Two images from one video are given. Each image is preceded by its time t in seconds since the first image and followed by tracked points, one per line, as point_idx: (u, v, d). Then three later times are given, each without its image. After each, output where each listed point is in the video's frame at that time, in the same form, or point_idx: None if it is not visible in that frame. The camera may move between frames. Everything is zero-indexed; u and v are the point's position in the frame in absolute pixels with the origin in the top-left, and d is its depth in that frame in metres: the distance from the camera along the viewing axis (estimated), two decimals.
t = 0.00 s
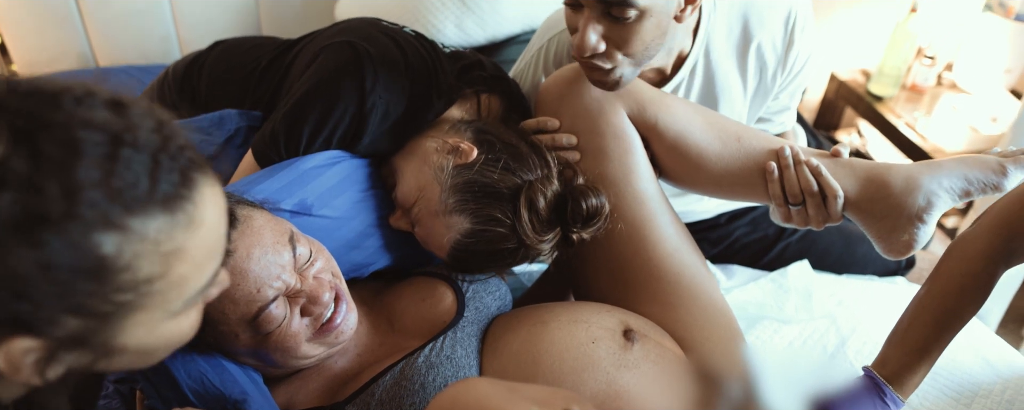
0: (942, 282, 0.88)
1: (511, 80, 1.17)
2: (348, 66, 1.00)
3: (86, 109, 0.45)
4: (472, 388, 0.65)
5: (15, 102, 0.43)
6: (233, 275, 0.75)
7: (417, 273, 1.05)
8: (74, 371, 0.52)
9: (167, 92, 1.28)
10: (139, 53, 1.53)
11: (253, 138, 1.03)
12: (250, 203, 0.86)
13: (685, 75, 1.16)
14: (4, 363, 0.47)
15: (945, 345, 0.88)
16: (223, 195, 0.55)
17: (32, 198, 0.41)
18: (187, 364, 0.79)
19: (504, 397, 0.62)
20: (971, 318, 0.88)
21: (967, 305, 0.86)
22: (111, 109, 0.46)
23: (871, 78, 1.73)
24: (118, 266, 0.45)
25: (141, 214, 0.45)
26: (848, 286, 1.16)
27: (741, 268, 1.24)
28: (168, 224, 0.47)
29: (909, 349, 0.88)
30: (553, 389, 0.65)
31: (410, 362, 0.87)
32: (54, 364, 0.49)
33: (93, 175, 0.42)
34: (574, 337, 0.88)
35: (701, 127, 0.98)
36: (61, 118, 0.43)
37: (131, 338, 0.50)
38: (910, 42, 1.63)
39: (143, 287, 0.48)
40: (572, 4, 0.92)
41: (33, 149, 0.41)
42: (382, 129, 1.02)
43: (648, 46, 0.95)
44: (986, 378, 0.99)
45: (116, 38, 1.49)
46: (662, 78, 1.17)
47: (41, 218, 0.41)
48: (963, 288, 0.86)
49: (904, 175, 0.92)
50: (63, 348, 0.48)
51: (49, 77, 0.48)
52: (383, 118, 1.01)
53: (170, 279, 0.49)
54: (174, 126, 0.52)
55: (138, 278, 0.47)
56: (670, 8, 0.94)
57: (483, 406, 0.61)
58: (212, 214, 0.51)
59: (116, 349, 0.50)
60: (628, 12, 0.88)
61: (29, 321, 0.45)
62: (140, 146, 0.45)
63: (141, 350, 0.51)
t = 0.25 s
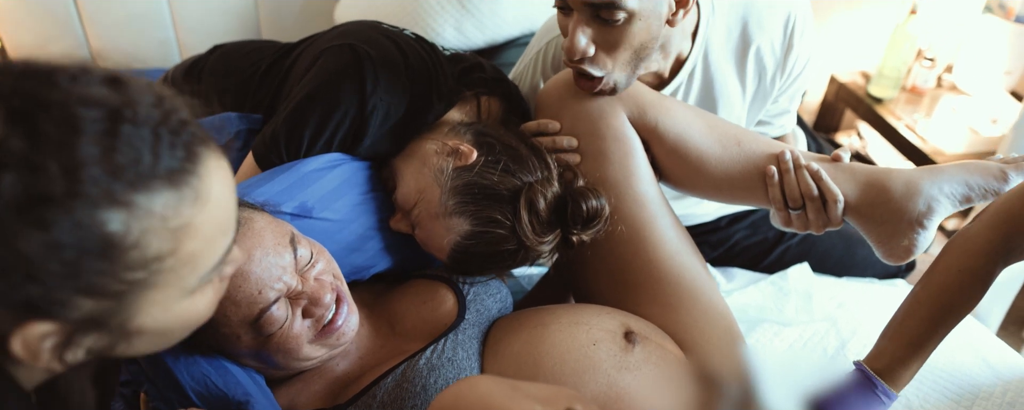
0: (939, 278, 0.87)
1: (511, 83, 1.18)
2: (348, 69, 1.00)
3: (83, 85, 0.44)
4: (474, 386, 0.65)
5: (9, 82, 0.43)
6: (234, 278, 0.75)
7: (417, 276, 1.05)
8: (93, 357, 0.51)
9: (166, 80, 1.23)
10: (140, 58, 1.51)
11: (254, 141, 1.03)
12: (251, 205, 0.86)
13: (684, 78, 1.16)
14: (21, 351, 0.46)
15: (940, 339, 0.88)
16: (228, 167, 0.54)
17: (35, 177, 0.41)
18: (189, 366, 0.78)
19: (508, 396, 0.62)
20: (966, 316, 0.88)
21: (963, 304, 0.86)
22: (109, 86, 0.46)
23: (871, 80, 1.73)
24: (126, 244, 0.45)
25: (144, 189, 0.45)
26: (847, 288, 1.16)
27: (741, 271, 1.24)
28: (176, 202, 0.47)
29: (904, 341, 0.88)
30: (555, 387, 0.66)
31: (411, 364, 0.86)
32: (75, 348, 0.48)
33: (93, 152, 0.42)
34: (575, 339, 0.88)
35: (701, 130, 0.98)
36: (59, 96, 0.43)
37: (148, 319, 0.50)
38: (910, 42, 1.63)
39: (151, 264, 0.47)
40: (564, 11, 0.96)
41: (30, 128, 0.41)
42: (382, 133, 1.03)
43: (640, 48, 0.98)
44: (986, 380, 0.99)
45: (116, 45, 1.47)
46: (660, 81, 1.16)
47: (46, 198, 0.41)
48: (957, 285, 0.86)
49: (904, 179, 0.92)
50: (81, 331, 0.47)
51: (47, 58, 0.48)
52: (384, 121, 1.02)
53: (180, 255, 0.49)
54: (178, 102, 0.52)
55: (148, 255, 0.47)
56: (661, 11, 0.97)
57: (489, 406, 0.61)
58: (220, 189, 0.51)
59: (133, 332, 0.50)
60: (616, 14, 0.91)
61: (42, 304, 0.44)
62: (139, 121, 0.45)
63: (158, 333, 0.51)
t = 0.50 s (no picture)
0: (934, 276, 0.87)
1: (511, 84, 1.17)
2: (347, 70, 1.00)
3: (85, 88, 0.44)
4: (475, 391, 0.64)
5: (11, 83, 0.43)
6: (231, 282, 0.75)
7: (416, 278, 1.05)
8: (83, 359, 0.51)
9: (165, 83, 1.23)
10: (139, 59, 1.50)
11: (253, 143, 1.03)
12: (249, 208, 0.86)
13: (684, 80, 1.16)
14: (10, 352, 0.46)
15: (933, 336, 0.87)
16: (227, 173, 0.54)
17: (32, 178, 0.40)
18: (186, 369, 0.78)
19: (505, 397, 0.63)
20: (960, 314, 0.87)
21: (958, 303, 0.86)
22: (111, 89, 0.46)
23: (871, 81, 1.73)
24: (122, 248, 0.45)
25: (142, 193, 0.45)
26: (847, 290, 1.16)
27: (741, 273, 1.24)
28: (174, 205, 0.47)
29: (898, 335, 0.88)
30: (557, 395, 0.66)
31: (410, 367, 0.86)
32: (64, 352, 0.48)
33: (92, 154, 0.42)
34: (574, 342, 0.88)
35: (700, 132, 0.98)
36: (59, 98, 0.43)
37: (139, 324, 0.49)
38: (910, 43, 1.63)
39: (147, 268, 0.47)
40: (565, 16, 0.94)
41: (31, 127, 0.41)
42: (381, 135, 1.03)
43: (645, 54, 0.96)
44: (986, 382, 0.99)
45: (116, 46, 1.47)
46: (660, 83, 1.16)
47: (42, 198, 0.41)
48: (950, 283, 0.86)
49: (904, 181, 0.92)
50: (70, 335, 0.47)
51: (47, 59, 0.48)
52: (384, 122, 1.01)
53: (176, 261, 0.49)
54: (177, 107, 0.52)
55: (143, 259, 0.46)
56: (663, 15, 0.95)
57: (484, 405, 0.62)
58: (217, 194, 0.51)
59: (125, 336, 0.49)
60: (620, 21, 0.90)
61: (34, 305, 0.44)
62: (140, 125, 0.45)
63: (148, 339, 0.51)
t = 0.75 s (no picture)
0: (932, 274, 0.87)
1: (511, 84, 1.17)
2: (345, 71, 1.00)
3: (83, 89, 0.44)
4: (473, 390, 0.64)
5: (8, 81, 0.42)
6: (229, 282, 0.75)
7: (415, 278, 1.05)
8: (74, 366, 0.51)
9: (162, 85, 1.23)
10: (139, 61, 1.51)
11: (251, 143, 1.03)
12: (247, 209, 0.85)
13: (684, 81, 1.15)
14: None
15: (930, 332, 0.87)
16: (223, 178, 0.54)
17: (29, 177, 0.40)
18: (186, 370, 0.78)
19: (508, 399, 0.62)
20: (957, 311, 0.88)
21: (952, 298, 0.86)
22: (110, 91, 0.46)
23: (872, 81, 1.72)
24: (116, 250, 0.45)
25: (138, 195, 0.45)
26: (847, 290, 1.16)
27: (740, 273, 1.24)
28: (170, 207, 0.47)
29: (894, 328, 0.88)
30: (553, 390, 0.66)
31: (410, 367, 0.86)
32: (53, 356, 0.48)
33: (90, 156, 0.42)
34: (573, 342, 0.88)
35: (699, 132, 0.98)
36: (59, 97, 0.42)
37: (131, 327, 0.49)
38: (910, 43, 1.62)
39: (141, 271, 0.47)
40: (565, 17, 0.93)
41: (28, 125, 0.41)
42: (379, 136, 1.03)
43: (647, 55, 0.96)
44: (987, 382, 0.98)
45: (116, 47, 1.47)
46: (660, 84, 1.16)
47: (37, 198, 0.41)
48: (945, 280, 0.86)
49: (903, 182, 0.91)
50: (61, 337, 0.47)
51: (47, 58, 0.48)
52: (382, 122, 1.02)
53: (170, 264, 0.49)
54: (176, 110, 0.51)
55: (137, 262, 0.47)
56: (663, 17, 0.95)
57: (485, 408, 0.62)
58: (212, 197, 0.51)
59: (115, 340, 0.49)
60: (621, 24, 0.89)
61: (25, 307, 0.44)
62: (137, 126, 0.45)
63: (139, 342, 0.51)
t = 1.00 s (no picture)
0: (934, 275, 0.87)
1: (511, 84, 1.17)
2: (345, 71, 1.00)
3: (89, 93, 0.44)
4: (472, 387, 0.64)
5: (15, 87, 0.43)
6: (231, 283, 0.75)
7: (415, 279, 1.05)
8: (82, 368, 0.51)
9: (163, 86, 1.24)
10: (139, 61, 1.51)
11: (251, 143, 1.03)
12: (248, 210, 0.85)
13: (685, 81, 1.15)
14: (8, 358, 0.46)
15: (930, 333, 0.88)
16: (227, 180, 0.54)
17: (36, 182, 0.40)
18: (187, 370, 0.78)
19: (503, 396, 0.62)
20: (957, 311, 0.88)
21: (951, 298, 0.86)
22: (115, 95, 0.46)
23: (873, 81, 1.72)
24: (123, 255, 0.45)
25: (145, 200, 0.45)
26: (848, 290, 1.16)
27: (741, 273, 1.24)
28: (176, 212, 0.47)
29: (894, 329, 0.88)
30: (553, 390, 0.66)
31: (410, 367, 0.86)
32: (62, 359, 0.47)
33: (97, 161, 0.42)
34: (573, 342, 0.88)
35: (699, 132, 0.98)
36: (65, 102, 0.43)
37: (138, 331, 0.49)
38: (911, 43, 1.62)
39: (147, 276, 0.47)
40: (568, 21, 0.94)
41: (35, 131, 0.41)
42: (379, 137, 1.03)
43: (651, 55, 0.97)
44: (987, 382, 0.98)
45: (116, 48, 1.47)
46: (661, 84, 1.16)
47: (45, 204, 0.41)
48: (946, 279, 0.86)
49: (903, 182, 0.91)
50: (69, 341, 0.47)
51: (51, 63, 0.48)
52: (382, 122, 1.02)
53: (176, 269, 0.49)
54: (181, 114, 0.51)
55: (144, 267, 0.47)
56: (668, 16, 0.96)
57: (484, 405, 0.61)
58: (218, 201, 0.51)
59: (122, 344, 0.50)
60: (625, 26, 0.90)
61: (33, 311, 0.44)
62: (144, 131, 0.45)
63: (147, 345, 0.51)
